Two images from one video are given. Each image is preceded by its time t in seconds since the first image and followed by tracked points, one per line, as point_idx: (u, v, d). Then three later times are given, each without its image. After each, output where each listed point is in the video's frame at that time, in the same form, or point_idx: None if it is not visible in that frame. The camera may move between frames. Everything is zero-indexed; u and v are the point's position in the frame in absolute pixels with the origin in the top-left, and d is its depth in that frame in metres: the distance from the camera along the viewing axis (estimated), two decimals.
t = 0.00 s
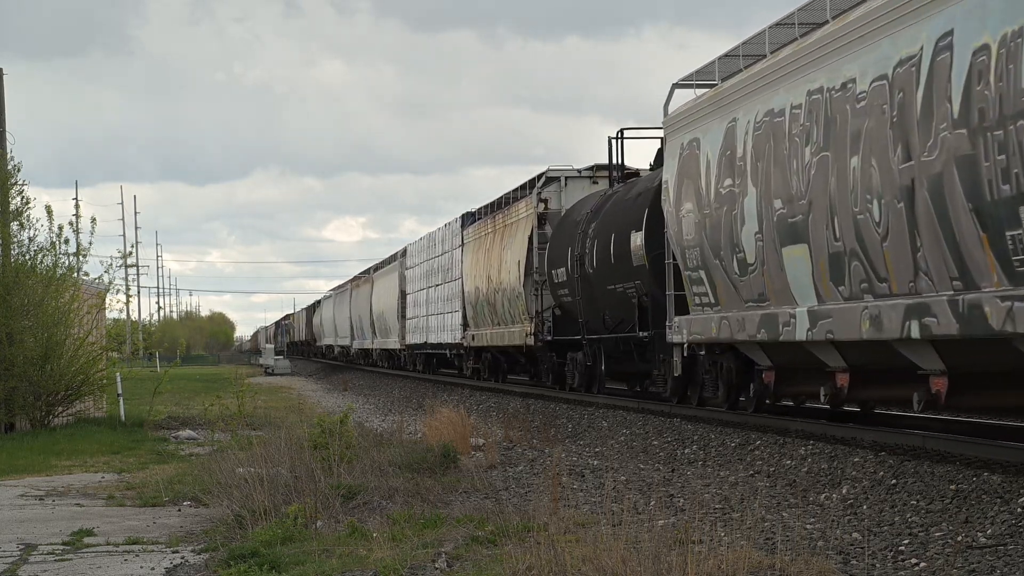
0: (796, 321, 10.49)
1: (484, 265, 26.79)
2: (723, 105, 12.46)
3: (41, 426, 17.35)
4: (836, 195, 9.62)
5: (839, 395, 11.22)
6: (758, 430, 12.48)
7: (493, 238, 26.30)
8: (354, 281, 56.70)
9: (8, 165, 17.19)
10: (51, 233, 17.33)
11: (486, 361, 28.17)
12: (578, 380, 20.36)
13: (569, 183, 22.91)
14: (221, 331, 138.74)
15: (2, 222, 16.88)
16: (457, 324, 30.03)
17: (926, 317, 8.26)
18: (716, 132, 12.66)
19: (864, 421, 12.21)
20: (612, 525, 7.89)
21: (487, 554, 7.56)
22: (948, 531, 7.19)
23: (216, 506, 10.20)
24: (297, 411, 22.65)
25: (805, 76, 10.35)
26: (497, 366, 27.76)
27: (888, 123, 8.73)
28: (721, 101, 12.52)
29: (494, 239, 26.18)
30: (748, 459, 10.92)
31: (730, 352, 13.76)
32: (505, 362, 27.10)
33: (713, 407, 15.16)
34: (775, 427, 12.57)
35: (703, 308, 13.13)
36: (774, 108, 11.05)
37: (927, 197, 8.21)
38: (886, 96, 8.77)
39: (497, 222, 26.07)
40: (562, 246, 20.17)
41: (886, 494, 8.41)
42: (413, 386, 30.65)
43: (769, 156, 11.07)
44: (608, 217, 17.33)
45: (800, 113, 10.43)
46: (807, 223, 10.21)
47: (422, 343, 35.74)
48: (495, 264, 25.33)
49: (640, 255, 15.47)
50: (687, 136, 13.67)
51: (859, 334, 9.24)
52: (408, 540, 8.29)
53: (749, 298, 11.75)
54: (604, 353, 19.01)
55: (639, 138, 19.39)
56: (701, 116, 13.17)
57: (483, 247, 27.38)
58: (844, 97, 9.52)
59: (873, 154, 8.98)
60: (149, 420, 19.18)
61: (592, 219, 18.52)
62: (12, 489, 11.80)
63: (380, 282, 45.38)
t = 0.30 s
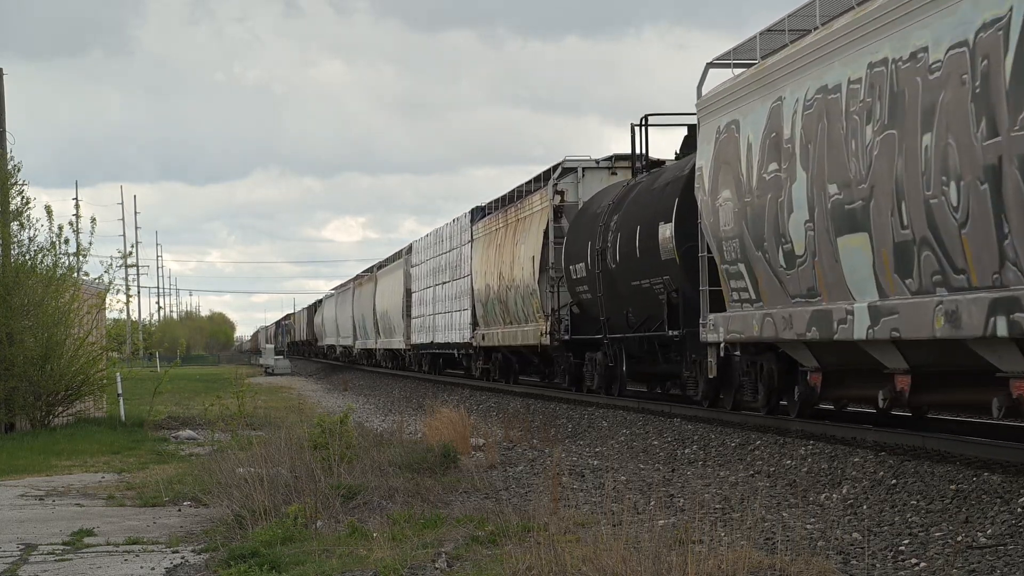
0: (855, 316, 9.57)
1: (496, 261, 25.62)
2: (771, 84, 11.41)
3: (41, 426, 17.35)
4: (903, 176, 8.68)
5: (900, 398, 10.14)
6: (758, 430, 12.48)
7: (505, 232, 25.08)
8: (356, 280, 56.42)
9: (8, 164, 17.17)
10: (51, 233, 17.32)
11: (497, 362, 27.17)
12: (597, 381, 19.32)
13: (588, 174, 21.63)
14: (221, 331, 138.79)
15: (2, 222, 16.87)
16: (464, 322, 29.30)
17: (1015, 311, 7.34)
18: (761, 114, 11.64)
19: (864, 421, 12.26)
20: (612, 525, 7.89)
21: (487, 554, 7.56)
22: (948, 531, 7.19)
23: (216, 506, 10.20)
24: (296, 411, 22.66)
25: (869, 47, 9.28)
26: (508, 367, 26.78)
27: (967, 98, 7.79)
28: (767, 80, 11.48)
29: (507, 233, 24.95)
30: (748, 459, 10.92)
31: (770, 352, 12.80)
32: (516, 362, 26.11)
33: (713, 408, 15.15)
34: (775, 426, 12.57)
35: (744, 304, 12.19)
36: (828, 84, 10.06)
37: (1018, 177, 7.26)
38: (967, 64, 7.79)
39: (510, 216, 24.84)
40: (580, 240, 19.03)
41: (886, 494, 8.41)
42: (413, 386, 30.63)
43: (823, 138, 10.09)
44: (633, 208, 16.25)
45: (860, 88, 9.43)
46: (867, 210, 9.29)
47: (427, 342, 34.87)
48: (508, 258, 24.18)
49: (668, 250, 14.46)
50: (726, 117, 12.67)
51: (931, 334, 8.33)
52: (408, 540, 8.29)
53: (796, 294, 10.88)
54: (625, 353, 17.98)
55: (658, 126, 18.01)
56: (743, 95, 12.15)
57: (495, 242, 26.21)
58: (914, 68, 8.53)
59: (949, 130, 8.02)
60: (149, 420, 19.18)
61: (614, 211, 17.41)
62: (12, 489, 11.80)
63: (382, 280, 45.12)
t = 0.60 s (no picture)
0: (925, 312, 8.30)
1: (510, 257, 24.41)
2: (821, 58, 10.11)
3: (41, 427, 17.35)
4: (985, 155, 7.47)
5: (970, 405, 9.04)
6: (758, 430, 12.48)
7: (519, 226, 23.89)
8: (359, 279, 56.09)
9: (8, 164, 17.17)
10: (51, 233, 17.32)
11: (508, 363, 25.99)
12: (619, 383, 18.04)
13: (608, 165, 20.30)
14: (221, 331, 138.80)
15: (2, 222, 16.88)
16: (473, 321, 28.32)
17: None
18: (811, 92, 10.33)
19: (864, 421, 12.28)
20: (612, 525, 7.90)
21: (487, 554, 7.57)
22: (948, 531, 7.19)
23: (216, 506, 10.20)
24: (296, 411, 22.68)
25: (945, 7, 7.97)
26: (520, 368, 25.63)
27: None
28: (818, 52, 10.17)
29: (521, 226, 23.73)
30: (748, 459, 10.93)
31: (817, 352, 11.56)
32: (529, 362, 24.92)
33: (714, 408, 15.16)
34: (776, 426, 12.57)
35: (791, 300, 10.94)
36: (894, 53, 8.76)
37: None
38: None
39: (524, 209, 23.60)
40: (600, 233, 17.85)
41: (886, 495, 8.41)
42: (412, 386, 30.65)
43: (888, 113, 8.80)
44: (662, 198, 15.07)
45: (933, 56, 8.14)
46: (942, 193, 7.99)
47: (434, 342, 33.81)
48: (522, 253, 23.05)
49: (704, 243, 13.27)
50: (770, 95, 11.36)
51: None
52: (408, 540, 8.29)
53: (853, 289, 9.59)
54: (651, 354, 16.72)
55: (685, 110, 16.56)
56: (790, 70, 10.85)
57: (508, 237, 25.00)
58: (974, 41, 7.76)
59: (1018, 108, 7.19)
60: (149, 420, 19.18)
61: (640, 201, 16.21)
62: (12, 489, 11.80)
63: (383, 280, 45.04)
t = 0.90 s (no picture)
0: (1015, 306, 7.23)
1: (522, 252, 23.42)
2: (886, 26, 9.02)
3: (41, 426, 17.35)
4: None
5: None
6: (758, 430, 12.48)
7: (533, 220, 22.89)
8: (361, 278, 55.67)
9: (8, 164, 17.16)
10: (51, 233, 17.32)
11: (521, 363, 25.00)
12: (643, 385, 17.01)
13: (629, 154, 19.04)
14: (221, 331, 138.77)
15: (2, 222, 16.88)
16: (482, 320, 27.39)
17: None
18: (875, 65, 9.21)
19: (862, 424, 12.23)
20: (612, 525, 7.90)
21: (487, 554, 7.57)
22: (948, 531, 7.19)
23: (216, 506, 10.20)
24: (296, 411, 22.68)
25: None
26: (533, 369, 24.65)
27: None
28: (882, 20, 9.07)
29: (535, 220, 22.71)
30: (748, 459, 10.93)
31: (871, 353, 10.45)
32: (542, 362, 23.99)
33: (714, 408, 15.17)
34: (776, 427, 12.58)
35: (849, 294, 9.84)
36: (975, 16, 7.65)
37: None
38: None
39: (538, 202, 22.53)
40: (625, 225, 16.90)
41: (886, 494, 8.42)
42: (412, 386, 30.67)
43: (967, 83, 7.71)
44: (699, 187, 14.06)
45: None
46: None
47: (440, 342, 32.85)
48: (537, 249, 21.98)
49: (747, 233, 12.32)
50: (826, 69, 10.20)
51: None
52: (408, 540, 8.29)
53: (921, 281, 8.50)
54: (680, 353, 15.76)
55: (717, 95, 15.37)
56: (847, 44, 9.78)
57: (521, 232, 24.01)
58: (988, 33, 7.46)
59: None
60: (149, 420, 19.18)
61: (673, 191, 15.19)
62: (12, 489, 11.80)
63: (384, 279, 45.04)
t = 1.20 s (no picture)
0: None
1: (538, 247, 22.20)
2: None
3: (41, 427, 17.36)
4: None
5: None
6: (758, 430, 12.48)
7: (550, 213, 21.65)
8: (364, 277, 55.33)
9: (8, 164, 17.15)
10: (51, 233, 17.31)
11: (534, 364, 23.96)
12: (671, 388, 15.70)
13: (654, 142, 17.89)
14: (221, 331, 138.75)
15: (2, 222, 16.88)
16: (491, 320, 26.44)
17: None
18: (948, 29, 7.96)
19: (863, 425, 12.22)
20: (612, 525, 7.91)
21: (487, 554, 7.57)
22: (948, 531, 7.19)
23: (216, 506, 10.21)
24: (296, 411, 22.69)
25: None
26: (546, 371, 23.67)
27: None
28: None
29: (552, 213, 21.52)
30: (748, 459, 10.93)
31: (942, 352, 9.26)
32: (557, 363, 23.00)
33: (714, 408, 15.17)
34: (775, 427, 12.59)
35: (916, 290, 8.65)
36: None
37: None
38: None
39: (556, 194, 21.38)
40: (648, 217, 15.61)
41: (886, 495, 8.42)
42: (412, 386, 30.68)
43: None
44: (732, 174, 12.81)
45: None
46: None
47: (447, 342, 31.96)
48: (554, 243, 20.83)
49: (795, 221, 11.01)
50: (889, 38, 8.88)
51: None
52: (408, 540, 8.29)
53: (1009, 275, 7.37)
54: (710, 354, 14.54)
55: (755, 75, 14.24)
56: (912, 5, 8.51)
57: (537, 226, 22.78)
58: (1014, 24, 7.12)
59: None
60: (149, 420, 19.19)
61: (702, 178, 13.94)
62: (12, 489, 11.80)
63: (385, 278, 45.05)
